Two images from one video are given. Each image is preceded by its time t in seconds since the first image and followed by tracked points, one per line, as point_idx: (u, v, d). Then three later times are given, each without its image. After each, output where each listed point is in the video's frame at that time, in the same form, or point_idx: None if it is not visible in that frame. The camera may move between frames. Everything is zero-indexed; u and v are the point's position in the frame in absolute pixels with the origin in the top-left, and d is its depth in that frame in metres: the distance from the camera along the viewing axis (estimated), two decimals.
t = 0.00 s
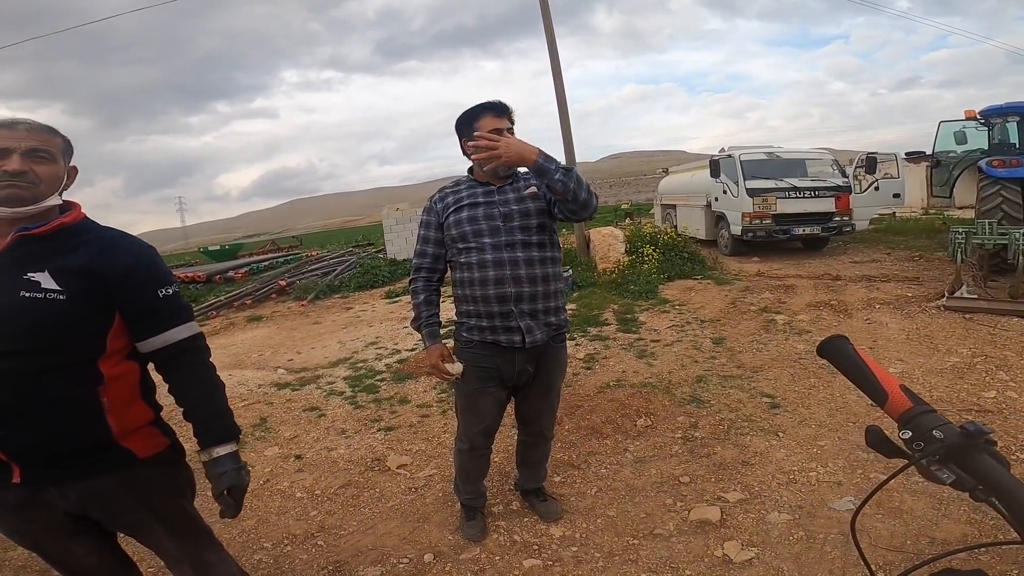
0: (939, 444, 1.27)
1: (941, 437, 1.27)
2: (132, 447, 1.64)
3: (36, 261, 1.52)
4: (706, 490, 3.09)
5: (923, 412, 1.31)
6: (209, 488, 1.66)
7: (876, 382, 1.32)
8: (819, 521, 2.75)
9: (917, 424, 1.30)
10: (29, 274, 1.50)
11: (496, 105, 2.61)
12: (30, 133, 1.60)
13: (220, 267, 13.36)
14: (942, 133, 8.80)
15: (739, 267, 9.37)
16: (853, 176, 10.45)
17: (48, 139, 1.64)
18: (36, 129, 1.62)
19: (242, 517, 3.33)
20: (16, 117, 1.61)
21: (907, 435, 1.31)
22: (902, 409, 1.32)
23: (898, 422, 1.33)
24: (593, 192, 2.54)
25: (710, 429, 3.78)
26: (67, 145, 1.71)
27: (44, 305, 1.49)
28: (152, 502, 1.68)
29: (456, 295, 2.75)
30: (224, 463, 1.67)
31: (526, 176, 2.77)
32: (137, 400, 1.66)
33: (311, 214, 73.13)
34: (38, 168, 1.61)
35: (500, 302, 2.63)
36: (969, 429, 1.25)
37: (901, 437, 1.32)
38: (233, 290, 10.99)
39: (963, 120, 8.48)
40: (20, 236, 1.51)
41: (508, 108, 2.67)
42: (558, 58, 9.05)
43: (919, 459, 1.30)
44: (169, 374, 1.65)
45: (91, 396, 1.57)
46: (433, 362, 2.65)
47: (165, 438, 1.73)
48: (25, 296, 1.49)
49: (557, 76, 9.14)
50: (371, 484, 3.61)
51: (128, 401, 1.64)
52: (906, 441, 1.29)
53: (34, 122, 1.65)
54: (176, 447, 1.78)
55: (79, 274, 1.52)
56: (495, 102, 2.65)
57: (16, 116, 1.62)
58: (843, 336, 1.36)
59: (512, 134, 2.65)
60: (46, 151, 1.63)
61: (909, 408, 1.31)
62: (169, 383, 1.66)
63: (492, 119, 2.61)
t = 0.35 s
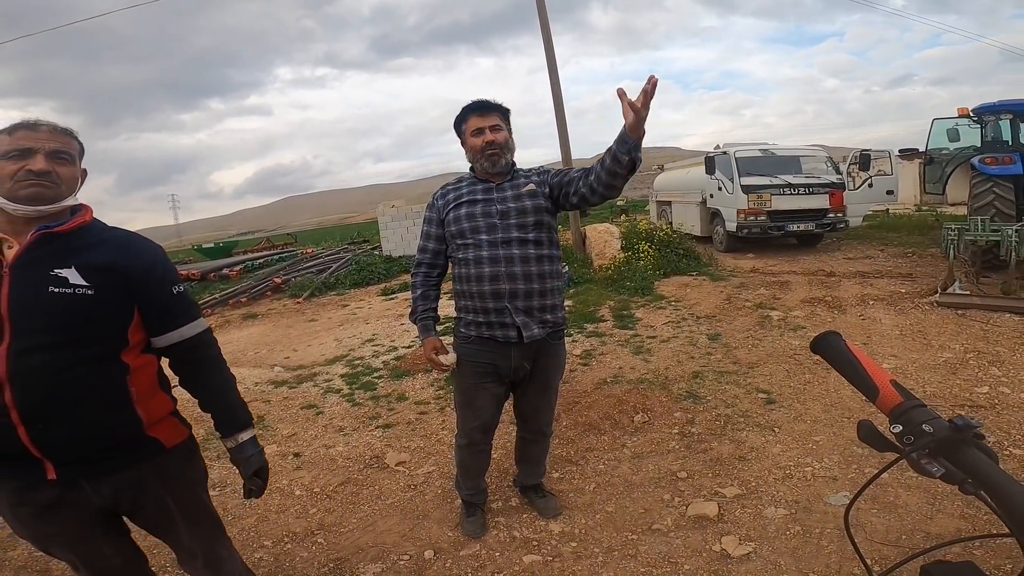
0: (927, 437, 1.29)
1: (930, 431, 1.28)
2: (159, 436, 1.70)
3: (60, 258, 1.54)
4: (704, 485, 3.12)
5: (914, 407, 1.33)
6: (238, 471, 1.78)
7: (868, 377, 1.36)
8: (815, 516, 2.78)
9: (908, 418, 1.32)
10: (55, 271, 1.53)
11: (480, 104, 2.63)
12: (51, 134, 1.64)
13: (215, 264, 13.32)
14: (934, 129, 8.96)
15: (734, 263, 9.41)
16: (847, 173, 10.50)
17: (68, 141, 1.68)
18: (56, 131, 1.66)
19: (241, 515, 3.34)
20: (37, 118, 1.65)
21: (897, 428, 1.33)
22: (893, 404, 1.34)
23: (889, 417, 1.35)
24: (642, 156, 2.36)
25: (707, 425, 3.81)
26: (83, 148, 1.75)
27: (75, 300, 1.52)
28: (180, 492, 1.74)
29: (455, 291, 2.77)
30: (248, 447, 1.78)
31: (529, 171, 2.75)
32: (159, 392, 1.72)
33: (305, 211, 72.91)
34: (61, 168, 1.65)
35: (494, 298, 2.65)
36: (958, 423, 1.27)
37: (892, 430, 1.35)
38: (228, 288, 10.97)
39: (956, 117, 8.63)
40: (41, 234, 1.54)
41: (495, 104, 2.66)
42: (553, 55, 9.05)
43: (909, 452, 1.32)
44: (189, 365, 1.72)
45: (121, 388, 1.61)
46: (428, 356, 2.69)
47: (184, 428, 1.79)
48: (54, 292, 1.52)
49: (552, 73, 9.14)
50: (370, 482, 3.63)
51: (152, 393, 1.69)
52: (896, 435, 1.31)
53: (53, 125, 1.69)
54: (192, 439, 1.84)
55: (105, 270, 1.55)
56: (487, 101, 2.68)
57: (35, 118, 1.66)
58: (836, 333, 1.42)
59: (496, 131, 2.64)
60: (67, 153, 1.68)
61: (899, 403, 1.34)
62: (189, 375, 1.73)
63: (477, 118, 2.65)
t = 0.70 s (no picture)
0: (920, 433, 1.26)
1: (922, 427, 1.26)
2: (187, 427, 1.79)
3: (91, 260, 1.60)
4: (701, 482, 3.14)
5: (905, 403, 1.30)
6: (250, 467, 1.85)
7: (861, 373, 1.33)
8: (811, 513, 2.80)
9: (900, 415, 1.29)
10: (88, 273, 1.59)
11: (456, 107, 2.64)
12: (74, 138, 1.68)
13: (212, 263, 13.29)
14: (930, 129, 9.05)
15: (731, 261, 9.43)
16: (843, 171, 10.53)
17: (89, 145, 1.72)
18: (77, 135, 1.69)
19: (241, 514, 3.35)
20: (57, 123, 1.69)
21: (889, 424, 1.30)
22: (886, 401, 1.32)
23: (882, 413, 1.32)
24: (637, 131, 2.37)
25: (704, 423, 3.83)
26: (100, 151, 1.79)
27: (111, 301, 1.60)
28: (200, 482, 1.83)
29: (455, 290, 2.78)
30: (258, 440, 1.86)
31: (526, 170, 2.76)
32: (180, 387, 1.81)
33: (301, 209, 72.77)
34: (85, 170, 1.68)
35: (492, 296, 2.66)
36: (949, 419, 1.25)
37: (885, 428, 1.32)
38: (225, 287, 10.95)
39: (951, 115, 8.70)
40: (72, 237, 1.60)
41: (476, 103, 2.64)
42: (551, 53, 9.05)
43: (901, 448, 1.29)
44: (207, 361, 1.81)
45: (152, 382, 1.71)
46: (428, 354, 2.70)
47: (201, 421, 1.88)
48: (89, 293, 1.58)
49: (549, 72, 9.14)
50: (370, 480, 3.64)
51: (174, 387, 1.77)
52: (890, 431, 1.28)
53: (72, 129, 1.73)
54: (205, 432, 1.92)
55: (137, 272, 1.64)
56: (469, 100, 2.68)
57: (54, 123, 1.69)
58: (829, 329, 1.40)
59: (472, 131, 2.62)
60: (88, 155, 1.71)
61: (892, 399, 1.31)
62: (206, 370, 1.82)
63: (457, 121, 2.67)
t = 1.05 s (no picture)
0: (914, 429, 1.25)
1: (916, 423, 1.25)
2: (189, 418, 1.83)
3: (93, 259, 1.60)
4: (696, 480, 3.16)
5: (900, 398, 1.29)
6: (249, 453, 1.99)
7: (854, 372, 1.31)
8: (805, 510, 2.82)
9: (894, 411, 1.28)
10: (92, 272, 1.59)
11: (441, 111, 2.65)
12: (64, 137, 1.68)
13: (206, 262, 13.25)
14: (923, 128, 9.15)
15: (726, 260, 9.46)
16: (837, 170, 10.58)
17: (80, 143, 1.72)
18: (68, 133, 1.70)
19: (236, 513, 3.34)
20: (49, 122, 1.69)
21: (884, 421, 1.29)
22: (880, 397, 1.30)
23: (876, 408, 1.31)
24: (638, 133, 2.37)
25: (699, 420, 3.85)
26: (95, 149, 1.79)
27: (118, 299, 1.61)
28: (202, 473, 1.88)
29: (450, 289, 2.79)
30: (255, 429, 2.01)
31: (518, 168, 2.76)
32: (180, 381, 1.84)
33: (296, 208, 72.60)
34: (74, 168, 1.68)
35: (486, 295, 2.67)
36: (943, 414, 1.24)
37: (880, 422, 1.31)
38: (220, 286, 10.92)
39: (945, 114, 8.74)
40: (71, 237, 1.60)
41: (459, 105, 2.64)
42: (547, 52, 9.05)
43: (895, 444, 1.28)
44: (202, 356, 1.85)
45: (157, 377, 1.73)
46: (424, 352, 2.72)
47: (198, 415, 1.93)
48: (96, 292, 1.58)
49: (546, 71, 9.14)
50: (365, 478, 3.64)
51: (175, 381, 1.80)
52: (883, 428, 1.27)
53: (65, 128, 1.73)
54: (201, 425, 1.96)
55: (139, 270, 1.66)
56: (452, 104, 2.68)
57: (47, 122, 1.70)
58: (823, 326, 1.37)
59: (458, 134, 2.63)
60: (79, 153, 1.71)
61: (886, 394, 1.30)
62: (202, 364, 1.86)
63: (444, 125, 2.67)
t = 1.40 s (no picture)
0: (891, 423, 1.21)
1: (893, 417, 1.21)
2: (181, 415, 1.81)
3: (73, 260, 1.58)
4: (682, 477, 3.19)
5: (877, 392, 1.25)
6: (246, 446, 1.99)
7: (835, 365, 1.28)
8: (790, 506, 2.86)
9: (872, 404, 1.24)
10: (71, 273, 1.57)
11: (429, 108, 2.65)
12: (28, 133, 1.63)
13: (190, 260, 13.11)
14: (904, 129, 9.31)
15: (711, 258, 9.54)
16: (820, 170, 10.71)
17: (46, 138, 1.67)
18: (31, 129, 1.65)
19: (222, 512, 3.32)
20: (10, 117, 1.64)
21: (861, 415, 1.25)
22: (858, 392, 1.27)
23: (854, 404, 1.27)
24: (617, 133, 2.38)
25: (685, 417, 3.89)
26: (63, 142, 1.74)
27: (101, 299, 1.59)
28: (195, 470, 1.87)
29: (436, 288, 2.80)
30: (252, 420, 2.00)
31: (503, 167, 2.77)
32: (171, 376, 1.83)
33: (281, 206, 71.99)
34: (40, 165, 1.64)
35: (470, 294, 2.68)
36: (919, 408, 1.20)
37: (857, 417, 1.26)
38: (204, 284, 10.81)
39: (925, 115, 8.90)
40: (47, 238, 1.57)
41: (447, 103, 2.64)
42: (536, 51, 9.05)
43: (872, 438, 1.24)
44: (191, 349, 1.83)
45: (148, 375, 1.71)
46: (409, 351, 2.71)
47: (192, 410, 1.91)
48: (77, 293, 1.56)
49: (534, 70, 9.14)
50: (353, 478, 3.63)
51: (166, 377, 1.78)
52: (861, 422, 1.23)
53: (29, 122, 1.68)
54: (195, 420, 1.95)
55: (120, 267, 1.63)
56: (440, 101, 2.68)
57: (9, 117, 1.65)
58: (804, 321, 1.34)
59: (446, 132, 2.63)
60: (45, 149, 1.66)
61: (864, 389, 1.26)
62: (192, 358, 1.85)
63: (431, 123, 2.67)
